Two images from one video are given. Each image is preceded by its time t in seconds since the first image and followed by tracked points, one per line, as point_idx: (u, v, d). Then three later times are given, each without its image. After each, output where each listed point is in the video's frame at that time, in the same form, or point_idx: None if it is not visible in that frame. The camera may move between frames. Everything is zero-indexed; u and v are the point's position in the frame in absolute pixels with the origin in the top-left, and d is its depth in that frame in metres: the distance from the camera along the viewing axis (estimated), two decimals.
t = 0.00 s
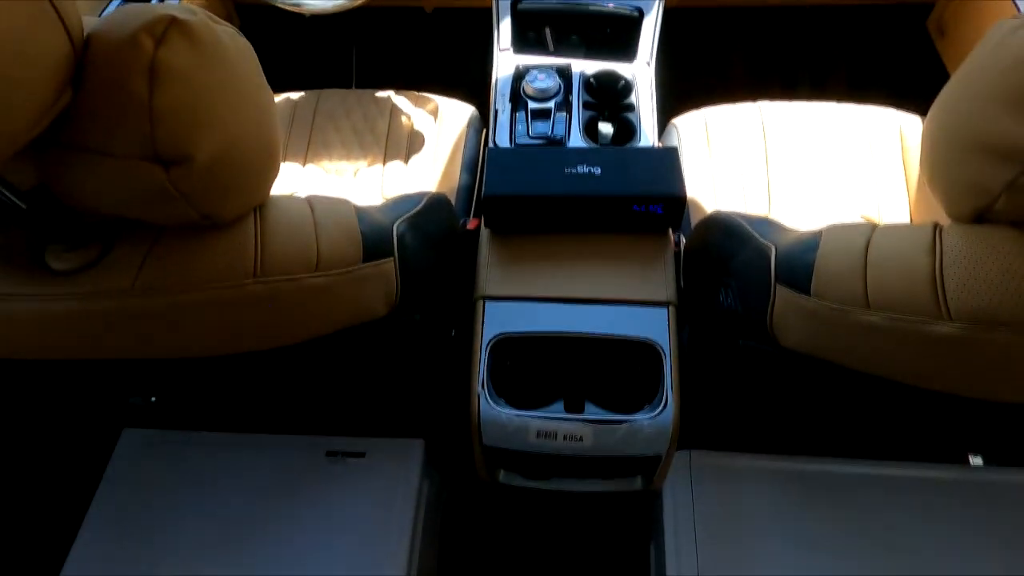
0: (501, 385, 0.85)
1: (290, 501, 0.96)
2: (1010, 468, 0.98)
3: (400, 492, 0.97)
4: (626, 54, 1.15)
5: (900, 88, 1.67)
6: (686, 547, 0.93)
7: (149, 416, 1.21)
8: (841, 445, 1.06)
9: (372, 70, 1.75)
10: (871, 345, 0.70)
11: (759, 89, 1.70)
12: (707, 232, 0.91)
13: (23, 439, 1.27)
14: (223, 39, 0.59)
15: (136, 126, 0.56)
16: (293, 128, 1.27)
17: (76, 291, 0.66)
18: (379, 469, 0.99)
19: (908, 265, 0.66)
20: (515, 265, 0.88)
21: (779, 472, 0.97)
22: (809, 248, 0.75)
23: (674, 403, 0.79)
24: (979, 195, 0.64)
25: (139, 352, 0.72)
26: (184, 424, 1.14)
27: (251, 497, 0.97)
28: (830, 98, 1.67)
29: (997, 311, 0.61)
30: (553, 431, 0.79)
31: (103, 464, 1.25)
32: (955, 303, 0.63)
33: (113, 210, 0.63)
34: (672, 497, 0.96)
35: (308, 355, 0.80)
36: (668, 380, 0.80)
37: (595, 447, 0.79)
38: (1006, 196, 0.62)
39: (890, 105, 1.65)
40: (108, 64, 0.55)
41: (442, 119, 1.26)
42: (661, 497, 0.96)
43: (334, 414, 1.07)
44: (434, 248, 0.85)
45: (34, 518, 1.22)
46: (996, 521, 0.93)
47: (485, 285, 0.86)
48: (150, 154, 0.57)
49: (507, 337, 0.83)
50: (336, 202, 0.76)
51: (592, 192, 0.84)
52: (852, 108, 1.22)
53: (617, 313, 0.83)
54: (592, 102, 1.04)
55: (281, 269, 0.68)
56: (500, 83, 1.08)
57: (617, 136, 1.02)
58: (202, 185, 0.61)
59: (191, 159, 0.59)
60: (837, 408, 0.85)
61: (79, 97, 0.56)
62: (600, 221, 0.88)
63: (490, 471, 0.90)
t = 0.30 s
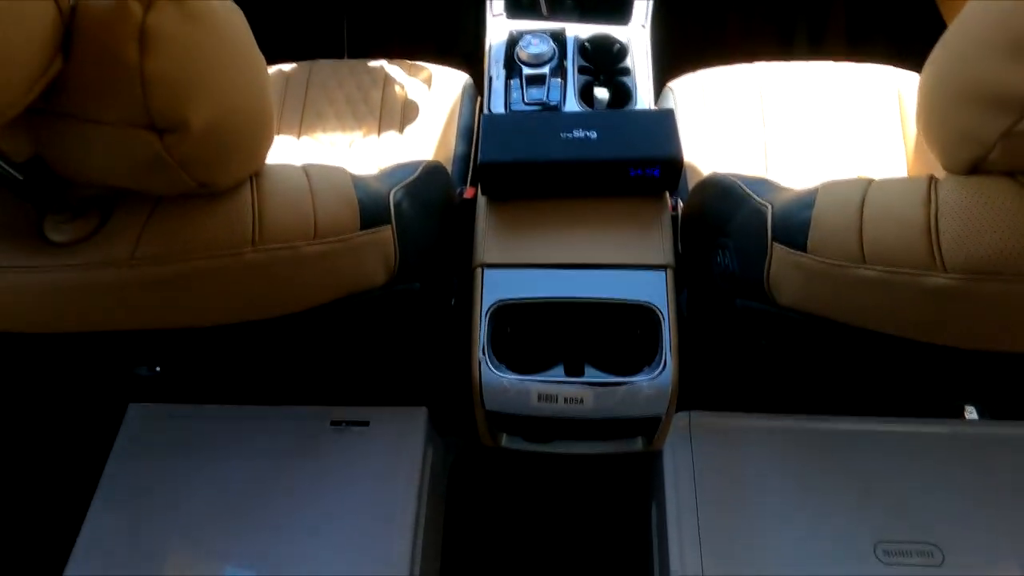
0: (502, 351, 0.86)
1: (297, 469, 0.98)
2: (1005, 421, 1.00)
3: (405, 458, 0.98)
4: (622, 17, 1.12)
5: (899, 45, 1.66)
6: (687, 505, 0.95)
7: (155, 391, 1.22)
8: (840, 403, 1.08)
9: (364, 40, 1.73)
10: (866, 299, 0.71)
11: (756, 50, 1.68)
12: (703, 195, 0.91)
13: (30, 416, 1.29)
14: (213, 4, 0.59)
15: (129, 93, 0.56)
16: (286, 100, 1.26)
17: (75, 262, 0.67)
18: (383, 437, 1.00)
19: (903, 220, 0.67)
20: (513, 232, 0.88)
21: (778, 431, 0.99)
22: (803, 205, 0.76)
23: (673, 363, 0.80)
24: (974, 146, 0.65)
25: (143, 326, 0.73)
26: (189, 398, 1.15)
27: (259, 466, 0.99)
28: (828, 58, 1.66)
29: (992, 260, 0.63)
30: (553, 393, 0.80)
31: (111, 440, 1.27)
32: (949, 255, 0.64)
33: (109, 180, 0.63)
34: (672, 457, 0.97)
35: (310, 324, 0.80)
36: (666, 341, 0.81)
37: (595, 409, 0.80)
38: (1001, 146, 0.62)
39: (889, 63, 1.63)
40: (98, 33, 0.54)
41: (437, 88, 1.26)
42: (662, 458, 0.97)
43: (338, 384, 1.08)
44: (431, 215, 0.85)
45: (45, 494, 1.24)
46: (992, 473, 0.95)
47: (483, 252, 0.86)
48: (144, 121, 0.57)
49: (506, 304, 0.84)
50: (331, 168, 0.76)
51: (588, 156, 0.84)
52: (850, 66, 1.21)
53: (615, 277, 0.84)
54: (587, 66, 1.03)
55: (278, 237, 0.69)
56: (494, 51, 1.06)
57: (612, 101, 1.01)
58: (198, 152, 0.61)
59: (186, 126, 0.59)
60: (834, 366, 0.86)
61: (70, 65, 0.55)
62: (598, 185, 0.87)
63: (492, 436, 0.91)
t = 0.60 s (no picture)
0: (500, 313, 0.86)
1: (300, 434, 0.99)
2: (999, 377, 1.01)
3: (406, 421, 0.99)
4: None
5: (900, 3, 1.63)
6: (685, 462, 0.96)
7: (157, 359, 1.23)
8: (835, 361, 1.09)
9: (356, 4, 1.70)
10: (863, 250, 0.71)
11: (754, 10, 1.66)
12: (699, 155, 0.91)
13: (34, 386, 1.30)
14: None
15: (119, 49, 0.55)
16: (278, 67, 1.24)
17: (78, 222, 0.67)
18: (384, 402, 1.01)
19: (901, 167, 0.67)
20: (509, 195, 0.87)
21: (774, 389, 1.00)
22: (801, 155, 0.75)
23: (671, 322, 0.80)
24: (973, 92, 0.65)
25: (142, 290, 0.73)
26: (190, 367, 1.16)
27: (262, 431, 1.00)
28: (827, 16, 1.63)
29: (988, 205, 0.63)
30: (551, 353, 0.80)
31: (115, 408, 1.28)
32: (946, 200, 0.64)
33: (102, 136, 0.63)
34: (670, 416, 0.99)
35: (308, 286, 0.80)
36: (664, 300, 0.81)
37: (593, 368, 0.81)
38: (1000, 91, 0.62)
39: (889, 21, 1.61)
40: None
41: (429, 53, 1.24)
42: (660, 417, 0.99)
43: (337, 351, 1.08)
44: (427, 179, 0.85)
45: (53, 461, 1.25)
46: (984, 427, 0.96)
47: (479, 216, 0.86)
48: (135, 76, 0.57)
49: (504, 266, 0.84)
50: (326, 129, 0.75)
51: (584, 116, 0.84)
52: (848, 25, 1.20)
53: (613, 237, 0.84)
54: (582, 28, 1.02)
55: (274, 196, 0.68)
56: (488, 12, 1.05)
57: (608, 64, 1.00)
58: (191, 107, 0.61)
59: (178, 81, 0.58)
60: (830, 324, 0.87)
61: (59, 19, 0.53)
62: (592, 146, 0.87)
63: (492, 397, 0.92)
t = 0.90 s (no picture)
0: (494, 280, 0.86)
1: (295, 403, 1.00)
2: (989, 343, 1.01)
3: (401, 390, 1.00)
4: None
5: None
6: (678, 428, 0.97)
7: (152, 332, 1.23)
8: (827, 328, 1.09)
9: None
10: (854, 209, 0.73)
11: None
12: (693, 122, 0.91)
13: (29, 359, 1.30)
14: None
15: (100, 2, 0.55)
16: (268, 36, 1.22)
17: (62, 182, 0.67)
18: (379, 371, 1.01)
19: (892, 125, 0.69)
20: (502, 162, 0.87)
21: (767, 356, 1.01)
22: (793, 118, 0.78)
23: (664, 289, 0.80)
24: (966, 45, 0.64)
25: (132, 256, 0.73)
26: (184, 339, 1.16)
27: (258, 401, 1.00)
28: None
29: (982, 158, 0.64)
30: (544, 320, 0.80)
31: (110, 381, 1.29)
32: (937, 157, 0.66)
33: (86, 96, 0.63)
34: (663, 384, 0.99)
35: (300, 254, 0.80)
36: (657, 267, 0.81)
37: (587, 335, 0.81)
38: (995, 43, 0.62)
39: None
40: None
41: (420, 22, 1.22)
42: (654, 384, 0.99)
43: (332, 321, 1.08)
44: (420, 144, 0.85)
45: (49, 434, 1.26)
46: (973, 391, 0.98)
47: (471, 184, 0.86)
48: (118, 31, 0.57)
49: (497, 234, 0.84)
50: (319, 93, 0.75)
51: (576, 80, 0.83)
52: None
53: (606, 203, 0.83)
54: None
55: (264, 157, 0.69)
56: None
57: (602, 31, 0.98)
58: (176, 65, 0.60)
59: (161, 38, 0.58)
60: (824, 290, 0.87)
61: None
62: (585, 112, 0.86)
63: (485, 365, 0.92)
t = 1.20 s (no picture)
0: (492, 258, 0.86)
1: (295, 382, 1.00)
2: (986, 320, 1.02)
3: (400, 369, 1.00)
4: None
5: None
6: (676, 405, 0.97)
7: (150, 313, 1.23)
8: (825, 307, 1.10)
9: None
10: (852, 183, 0.73)
11: None
12: (692, 99, 0.90)
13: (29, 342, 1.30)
14: None
15: None
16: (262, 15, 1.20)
17: (56, 154, 0.67)
18: (378, 350, 1.01)
19: (892, 98, 0.70)
20: (500, 140, 0.86)
21: (765, 334, 1.01)
22: (791, 92, 0.78)
23: (662, 266, 0.80)
24: (966, 18, 0.65)
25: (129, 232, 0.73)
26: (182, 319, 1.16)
27: (257, 380, 1.01)
28: None
29: (981, 131, 0.65)
30: (543, 298, 0.80)
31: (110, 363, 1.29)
32: (938, 129, 0.67)
33: (80, 68, 0.63)
34: (661, 362, 1.00)
35: (298, 232, 0.80)
36: (655, 244, 0.81)
37: (585, 312, 0.81)
38: (994, 15, 0.63)
39: None
40: None
41: None
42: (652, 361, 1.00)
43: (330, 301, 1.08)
44: (417, 121, 0.85)
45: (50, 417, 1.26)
46: (969, 368, 0.98)
47: (469, 161, 0.85)
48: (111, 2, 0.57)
49: (495, 212, 0.83)
50: (316, 69, 0.75)
51: (577, 58, 0.83)
52: None
53: (604, 181, 0.83)
54: None
55: (259, 133, 0.69)
56: None
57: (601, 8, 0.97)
58: (170, 39, 0.60)
59: (155, 10, 0.58)
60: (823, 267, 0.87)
61: None
62: (583, 89, 0.86)
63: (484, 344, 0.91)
